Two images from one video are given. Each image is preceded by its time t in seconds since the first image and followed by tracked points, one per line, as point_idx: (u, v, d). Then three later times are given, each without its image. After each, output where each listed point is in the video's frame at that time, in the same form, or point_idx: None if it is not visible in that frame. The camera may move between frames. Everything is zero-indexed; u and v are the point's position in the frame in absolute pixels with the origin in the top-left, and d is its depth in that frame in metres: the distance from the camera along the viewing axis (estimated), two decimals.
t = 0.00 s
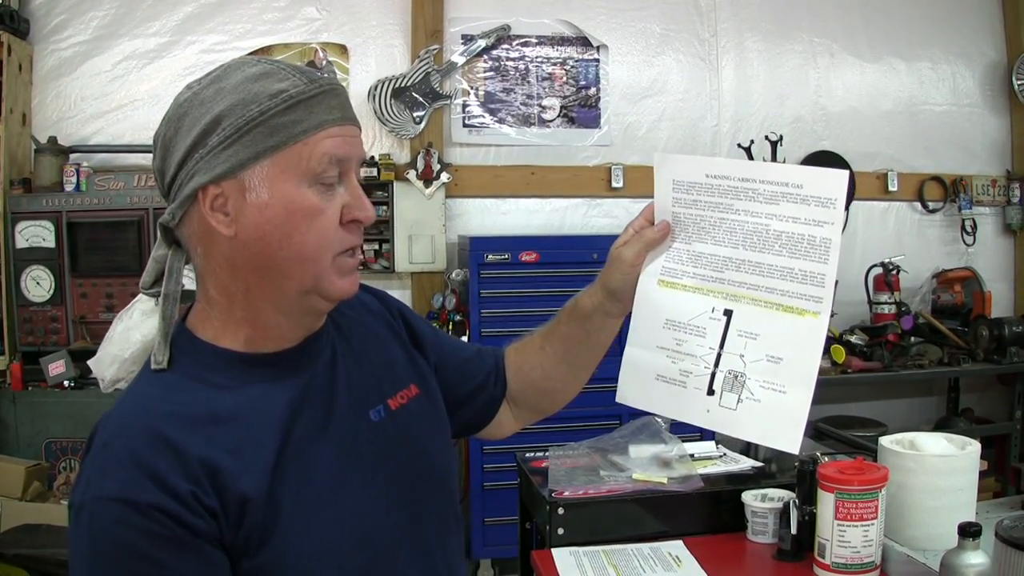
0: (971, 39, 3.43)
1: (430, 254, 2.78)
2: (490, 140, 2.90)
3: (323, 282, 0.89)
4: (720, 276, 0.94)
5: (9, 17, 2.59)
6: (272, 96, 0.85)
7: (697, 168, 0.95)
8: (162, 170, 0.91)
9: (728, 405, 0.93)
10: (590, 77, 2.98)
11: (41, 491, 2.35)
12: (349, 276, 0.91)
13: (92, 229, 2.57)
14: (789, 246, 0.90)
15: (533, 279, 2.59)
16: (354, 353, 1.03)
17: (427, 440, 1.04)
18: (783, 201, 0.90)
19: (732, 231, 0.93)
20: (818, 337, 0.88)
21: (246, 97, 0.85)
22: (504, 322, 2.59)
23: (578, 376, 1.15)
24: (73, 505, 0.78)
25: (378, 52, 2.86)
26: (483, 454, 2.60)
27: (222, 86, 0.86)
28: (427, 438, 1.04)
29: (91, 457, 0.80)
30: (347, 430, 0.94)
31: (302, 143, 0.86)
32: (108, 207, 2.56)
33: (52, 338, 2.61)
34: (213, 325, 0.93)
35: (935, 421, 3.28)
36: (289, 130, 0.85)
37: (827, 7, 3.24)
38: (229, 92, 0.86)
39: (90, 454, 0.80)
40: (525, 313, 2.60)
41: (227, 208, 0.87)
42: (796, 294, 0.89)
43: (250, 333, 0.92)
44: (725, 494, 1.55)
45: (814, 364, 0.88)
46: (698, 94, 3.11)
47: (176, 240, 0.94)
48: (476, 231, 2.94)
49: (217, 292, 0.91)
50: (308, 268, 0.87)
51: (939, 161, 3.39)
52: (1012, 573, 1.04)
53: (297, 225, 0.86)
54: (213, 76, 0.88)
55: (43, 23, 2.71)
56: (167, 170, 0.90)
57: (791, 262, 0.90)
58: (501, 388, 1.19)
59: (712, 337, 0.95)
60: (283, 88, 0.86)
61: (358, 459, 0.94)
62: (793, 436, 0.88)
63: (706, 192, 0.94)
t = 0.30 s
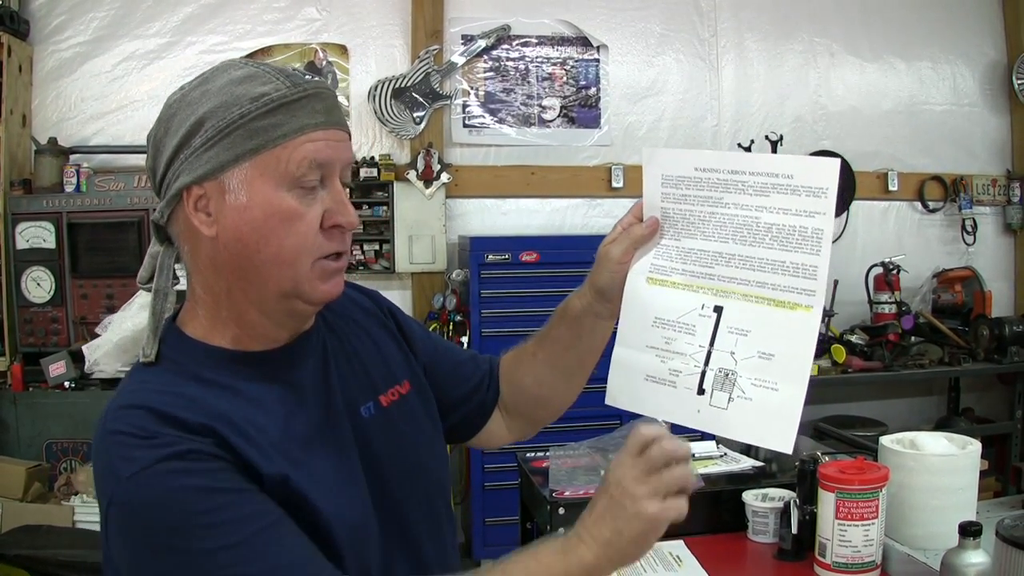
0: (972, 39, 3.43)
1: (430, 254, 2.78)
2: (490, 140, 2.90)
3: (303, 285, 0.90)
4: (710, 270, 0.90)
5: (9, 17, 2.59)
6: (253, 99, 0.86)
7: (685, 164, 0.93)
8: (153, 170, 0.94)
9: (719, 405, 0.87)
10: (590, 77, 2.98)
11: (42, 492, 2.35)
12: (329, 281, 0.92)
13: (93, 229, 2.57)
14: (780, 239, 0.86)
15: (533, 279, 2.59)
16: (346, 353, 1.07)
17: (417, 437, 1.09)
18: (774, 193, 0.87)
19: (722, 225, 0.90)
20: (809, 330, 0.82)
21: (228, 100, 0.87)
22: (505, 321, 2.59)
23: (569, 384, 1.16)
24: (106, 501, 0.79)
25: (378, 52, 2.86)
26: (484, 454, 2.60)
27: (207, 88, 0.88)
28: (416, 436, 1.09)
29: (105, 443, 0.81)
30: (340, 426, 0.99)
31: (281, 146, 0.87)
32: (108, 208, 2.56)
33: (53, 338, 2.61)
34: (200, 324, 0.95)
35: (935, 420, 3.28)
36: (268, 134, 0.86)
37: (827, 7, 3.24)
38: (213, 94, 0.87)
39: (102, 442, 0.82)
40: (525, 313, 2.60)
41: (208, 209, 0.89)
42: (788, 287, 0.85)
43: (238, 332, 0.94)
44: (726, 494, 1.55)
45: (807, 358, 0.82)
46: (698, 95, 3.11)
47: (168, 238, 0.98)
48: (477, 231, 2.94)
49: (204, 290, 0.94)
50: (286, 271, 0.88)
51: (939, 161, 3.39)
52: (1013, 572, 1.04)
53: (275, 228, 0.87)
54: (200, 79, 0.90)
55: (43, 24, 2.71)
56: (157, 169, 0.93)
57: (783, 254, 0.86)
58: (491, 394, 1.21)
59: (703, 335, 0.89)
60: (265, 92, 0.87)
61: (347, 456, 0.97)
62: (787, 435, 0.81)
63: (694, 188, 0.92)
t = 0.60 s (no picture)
0: (972, 38, 3.43)
1: (430, 254, 2.78)
2: (490, 139, 2.90)
3: (304, 282, 0.90)
4: (693, 258, 0.88)
5: (9, 17, 2.59)
6: (256, 96, 0.87)
7: (666, 152, 0.90)
8: (159, 166, 0.95)
9: (697, 391, 0.84)
10: (590, 77, 2.98)
11: (42, 492, 2.35)
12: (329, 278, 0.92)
13: (93, 229, 2.57)
14: (762, 221, 0.83)
15: (533, 279, 2.59)
16: (348, 350, 1.07)
17: (418, 433, 1.09)
18: (756, 176, 0.84)
19: (704, 211, 0.88)
20: (792, 313, 0.80)
21: (232, 97, 0.87)
22: (505, 321, 2.59)
23: (560, 387, 1.15)
24: (119, 495, 0.79)
25: (378, 51, 2.86)
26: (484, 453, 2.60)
27: (212, 85, 0.89)
28: (417, 432, 1.09)
29: (113, 441, 0.82)
30: (344, 420, 0.99)
31: (281, 143, 0.87)
32: (109, 207, 2.56)
33: (53, 338, 2.61)
34: (203, 322, 0.96)
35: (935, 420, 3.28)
36: (268, 131, 0.86)
37: (828, 7, 3.24)
38: (218, 91, 0.88)
39: (110, 438, 0.82)
40: (526, 312, 2.60)
41: (211, 204, 0.89)
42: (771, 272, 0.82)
43: (241, 328, 0.94)
44: (726, 493, 1.55)
45: (789, 340, 0.79)
46: (699, 94, 3.11)
47: (173, 235, 0.99)
48: (477, 231, 2.94)
49: (207, 286, 0.95)
50: (286, 267, 0.88)
51: (939, 161, 3.39)
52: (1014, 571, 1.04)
53: (275, 225, 0.87)
54: (206, 76, 0.90)
55: (43, 24, 2.71)
56: (163, 165, 0.94)
57: (766, 238, 0.83)
58: (488, 395, 1.22)
59: (683, 323, 0.86)
60: (268, 89, 0.88)
61: (351, 450, 0.98)
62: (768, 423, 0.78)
63: (677, 177, 0.90)
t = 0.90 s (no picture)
0: (972, 36, 3.43)
1: (430, 252, 2.78)
2: (490, 138, 2.90)
3: (304, 283, 0.89)
4: (686, 267, 0.90)
5: (9, 16, 2.59)
6: (261, 97, 0.87)
7: (658, 158, 0.92)
8: (164, 162, 0.95)
9: (688, 403, 0.85)
10: (590, 75, 2.98)
11: (42, 491, 2.36)
12: (332, 280, 0.92)
13: (94, 228, 2.58)
14: (751, 234, 0.86)
15: (533, 278, 2.59)
16: (350, 349, 1.07)
17: (419, 434, 1.09)
18: (745, 187, 0.86)
19: (696, 220, 0.90)
20: (782, 328, 0.82)
21: (238, 97, 0.87)
22: (505, 320, 2.59)
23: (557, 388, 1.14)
24: (116, 492, 0.79)
25: (378, 50, 2.86)
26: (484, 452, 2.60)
27: (220, 85, 0.89)
28: (418, 432, 1.09)
29: (111, 439, 0.82)
30: (345, 420, 0.99)
31: (285, 145, 0.87)
32: (109, 207, 2.56)
33: (53, 337, 2.61)
34: (205, 319, 0.96)
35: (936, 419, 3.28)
36: (273, 132, 0.86)
37: (828, 5, 3.24)
38: (225, 91, 0.88)
39: (109, 437, 0.82)
40: (526, 311, 2.60)
41: (214, 204, 0.89)
42: (762, 284, 0.85)
43: (242, 327, 0.94)
44: (728, 492, 1.55)
45: (780, 353, 0.81)
46: (699, 93, 3.11)
47: (177, 231, 0.99)
48: (477, 229, 2.94)
49: (208, 285, 0.95)
50: (288, 268, 0.88)
51: (940, 159, 3.39)
52: (1015, 569, 1.04)
53: (277, 226, 0.87)
54: (214, 75, 0.91)
55: (43, 23, 2.71)
56: (167, 162, 0.94)
57: (755, 251, 0.85)
58: (490, 396, 1.21)
59: (676, 333, 0.88)
60: (274, 90, 0.88)
61: (352, 451, 0.98)
62: (755, 436, 0.79)
63: (669, 183, 0.92)
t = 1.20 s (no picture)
0: (973, 36, 3.43)
1: (432, 253, 2.78)
2: (491, 139, 2.90)
3: (296, 289, 0.90)
4: (675, 271, 0.89)
5: (10, 18, 2.59)
6: (261, 104, 0.87)
7: (644, 164, 0.92)
8: (164, 162, 0.95)
9: (681, 407, 0.85)
10: (592, 75, 2.98)
11: (45, 492, 2.36)
12: (324, 289, 0.92)
13: (96, 229, 2.58)
14: (739, 237, 0.86)
15: (535, 278, 2.59)
16: (348, 352, 1.07)
17: (417, 438, 1.09)
18: (731, 190, 0.86)
19: (683, 225, 0.90)
20: (772, 330, 0.82)
21: (238, 103, 0.87)
22: (507, 321, 2.59)
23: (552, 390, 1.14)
24: (113, 493, 0.80)
25: (380, 51, 2.86)
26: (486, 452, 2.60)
27: (220, 89, 0.89)
28: (415, 435, 1.09)
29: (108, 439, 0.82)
30: (342, 422, 0.99)
31: (282, 154, 0.87)
32: (112, 208, 2.56)
33: (55, 339, 2.61)
34: (200, 321, 0.96)
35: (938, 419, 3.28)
36: (271, 140, 0.86)
37: (829, 5, 3.24)
38: (225, 95, 0.88)
39: (106, 438, 0.82)
40: (528, 311, 2.60)
41: (210, 207, 0.89)
42: (750, 288, 0.85)
43: (237, 330, 0.94)
44: (730, 492, 1.55)
45: (771, 358, 0.82)
46: (700, 93, 3.11)
47: (175, 230, 0.99)
48: (478, 230, 2.94)
49: (205, 287, 0.95)
50: (282, 275, 0.88)
51: (942, 158, 3.39)
52: (1016, 569, 1.04)
53: (271, 233, 0.87)
54: (216, 78, 0.91)
55: (45, 24, 2.71)
56: (166, 163, 0.94)
57: (743, 254, 0.85)
58: (486, 400, 1.21)
59: (667, 338, 0.88)
60: (273, 98, 0.87)
61: (348, 454, 0.98)
62: (749, 439, 0.80)
63: (656, 187, 0.92)
